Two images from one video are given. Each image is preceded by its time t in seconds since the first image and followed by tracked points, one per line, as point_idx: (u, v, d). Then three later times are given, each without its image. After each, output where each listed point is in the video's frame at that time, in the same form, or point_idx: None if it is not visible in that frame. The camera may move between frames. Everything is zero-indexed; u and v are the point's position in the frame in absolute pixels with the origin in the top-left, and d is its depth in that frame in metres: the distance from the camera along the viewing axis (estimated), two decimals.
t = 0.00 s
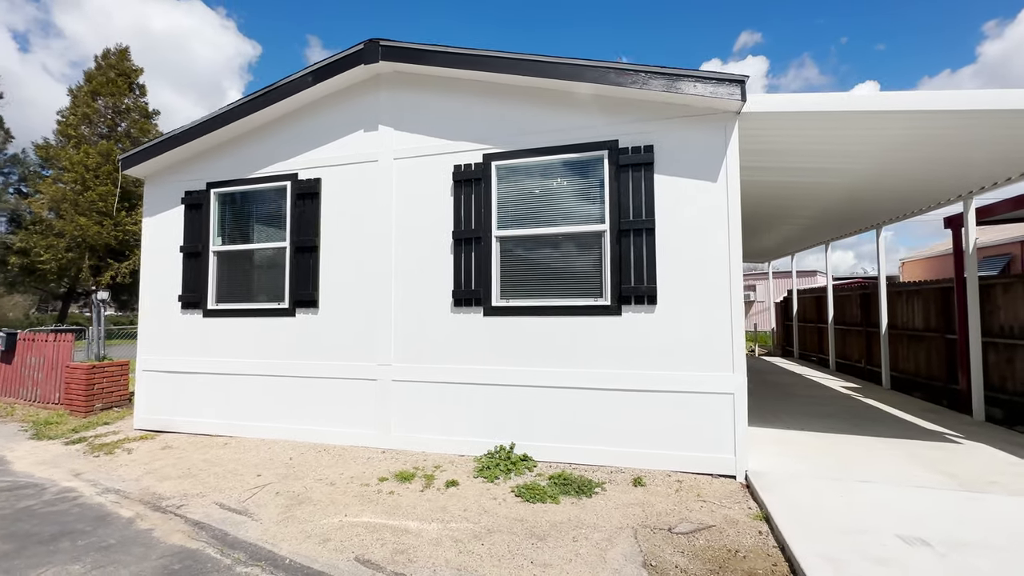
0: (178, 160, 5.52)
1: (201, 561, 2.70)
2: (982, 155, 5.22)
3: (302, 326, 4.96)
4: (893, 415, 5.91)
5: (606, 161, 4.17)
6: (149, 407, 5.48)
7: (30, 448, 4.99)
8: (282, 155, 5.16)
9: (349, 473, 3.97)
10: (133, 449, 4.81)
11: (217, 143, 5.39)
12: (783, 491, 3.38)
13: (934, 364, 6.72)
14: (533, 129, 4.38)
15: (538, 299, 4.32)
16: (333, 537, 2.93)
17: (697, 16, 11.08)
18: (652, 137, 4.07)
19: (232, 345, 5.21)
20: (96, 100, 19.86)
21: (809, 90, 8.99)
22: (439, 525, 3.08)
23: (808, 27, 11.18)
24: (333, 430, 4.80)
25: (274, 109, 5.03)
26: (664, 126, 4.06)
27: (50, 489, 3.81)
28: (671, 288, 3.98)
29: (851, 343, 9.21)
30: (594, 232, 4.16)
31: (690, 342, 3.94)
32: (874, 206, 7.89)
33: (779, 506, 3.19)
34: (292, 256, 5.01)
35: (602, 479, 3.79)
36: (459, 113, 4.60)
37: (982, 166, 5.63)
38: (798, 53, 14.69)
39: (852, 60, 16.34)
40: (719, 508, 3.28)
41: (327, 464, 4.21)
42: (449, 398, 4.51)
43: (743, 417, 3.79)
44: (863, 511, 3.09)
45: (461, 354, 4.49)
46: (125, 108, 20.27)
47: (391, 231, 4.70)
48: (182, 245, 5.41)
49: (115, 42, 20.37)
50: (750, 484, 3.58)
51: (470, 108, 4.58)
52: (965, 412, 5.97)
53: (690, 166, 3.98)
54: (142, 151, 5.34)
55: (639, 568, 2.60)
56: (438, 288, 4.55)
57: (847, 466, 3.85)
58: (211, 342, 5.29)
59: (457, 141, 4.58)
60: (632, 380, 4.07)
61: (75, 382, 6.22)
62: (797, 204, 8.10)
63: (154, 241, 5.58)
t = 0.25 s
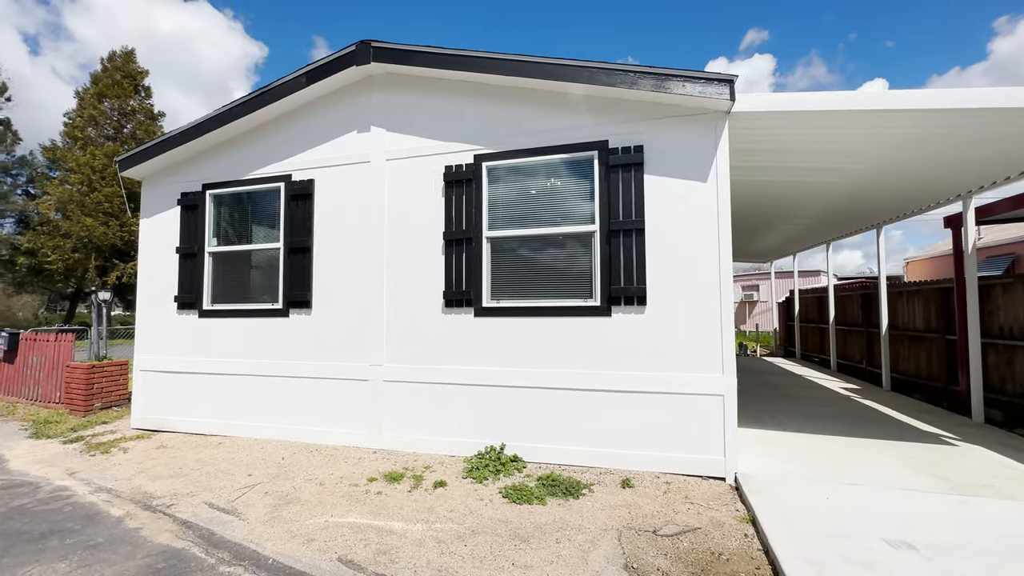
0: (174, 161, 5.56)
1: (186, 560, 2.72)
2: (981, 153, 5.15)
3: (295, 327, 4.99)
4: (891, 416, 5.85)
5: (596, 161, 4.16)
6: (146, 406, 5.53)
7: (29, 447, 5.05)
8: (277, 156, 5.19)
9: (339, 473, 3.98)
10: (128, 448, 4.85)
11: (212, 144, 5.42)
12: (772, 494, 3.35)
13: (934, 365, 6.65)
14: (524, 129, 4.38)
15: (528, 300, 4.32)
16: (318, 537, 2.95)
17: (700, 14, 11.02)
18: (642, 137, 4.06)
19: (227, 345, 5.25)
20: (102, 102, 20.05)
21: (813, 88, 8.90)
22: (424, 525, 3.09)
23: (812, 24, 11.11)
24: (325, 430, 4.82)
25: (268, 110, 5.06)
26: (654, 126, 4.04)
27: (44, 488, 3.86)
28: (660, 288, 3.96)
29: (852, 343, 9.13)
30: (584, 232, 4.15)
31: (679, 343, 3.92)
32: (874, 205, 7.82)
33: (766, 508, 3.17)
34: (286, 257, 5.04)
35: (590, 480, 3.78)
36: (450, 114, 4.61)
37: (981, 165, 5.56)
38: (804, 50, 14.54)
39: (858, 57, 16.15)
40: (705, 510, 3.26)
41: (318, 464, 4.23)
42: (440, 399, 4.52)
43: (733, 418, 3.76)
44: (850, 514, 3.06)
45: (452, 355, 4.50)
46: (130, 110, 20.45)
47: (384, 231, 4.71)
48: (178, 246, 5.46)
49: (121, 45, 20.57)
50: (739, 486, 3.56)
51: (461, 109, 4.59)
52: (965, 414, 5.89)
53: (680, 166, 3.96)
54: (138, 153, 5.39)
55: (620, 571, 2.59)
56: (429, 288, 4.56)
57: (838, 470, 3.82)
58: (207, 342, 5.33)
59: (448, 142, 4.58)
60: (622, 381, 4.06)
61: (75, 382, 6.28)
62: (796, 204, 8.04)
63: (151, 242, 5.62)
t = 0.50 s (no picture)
0: (171, 162, 5.61)
1: (168, 558, 2.73)
2: (985, 148, 5.03)
3: (289, 325, 5.00)
4: (894, 417, 5.74)
5: (586, 158, 4.12)
6: (144, 404, 5.57)
7: (28, 443, 5.11)
8: (271, 156, 5.21)
9: (328, 472, 3.98)
10: (124, 445, 4.90)
11: (207, 144, 5.45)
12: (762, 496, 3.29)
13: (939, 366, 6.52)
14: (514, 127, 4.35)
15: (519, 298, 4.29)
16: (300, 536, 2.94)
17: (704, 11, 10.91)
18: (633, 134, 4.01)
19: (222, 343, 5.27)
20: (111, 104, 20.31)
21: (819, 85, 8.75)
22: (408, 524, 3.07)
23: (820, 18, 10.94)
24: (318, 428, 4.82)
25: (262, 110, 5.08)
26: (645, 122, 3.99)
27: (38, 484, 3.90)
28: (651, 286, 3.92)
29: (857, 343, 8.98)
30: (574, 230, 4.11)
31: (671, 342, 3.87)
32: (879, 202, 7.68)
33: (755, 510, 3.11)
34: (280, 256, 5.05)
35: (579, 480, 3.75)
36: (442, 112, 4.60)
37: (987, 160, 5.43)
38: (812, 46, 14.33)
39: (869, 54, 15.88)
40: (694, 512, 3.22)
41: (310, 462, 4.24)
42: (431, 398, 4.50)
43: (725, 418, 3.71)
44: (841, 517, 3.00)
45: (443, 353, 4.48)
46: (139, 112, 20.70)
47: (376, 230, 4.70)
48: (175, 245, 5.50)
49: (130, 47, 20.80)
50: (730, 488, 3.51)
51: (452, 107, 4.57)
52: (970, 415, 5.77)
53: (671, 163, 3.91)
54: (135, 153, 5.44)
55: (601, 572, 2.55)
56: (421, 287, 4.54)
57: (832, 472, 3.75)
58: (202, 341, 5.36)
59: (439, 140, 4.57)
60: (613, 380, 4.02)
61: (76, 380, 6.36)
62: (799, 202, 7.92)
63: (149, 242, 5.68)
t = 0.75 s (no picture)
0: (170, 162, 5.64)
1: (153, 557, 2.72)
2: (992, 143, 4.89)
3: (285, 324, 5.00)
4: (899, 419, 5.61)
5: (580, 156, 4.07)
6: (143, 403, 5.61)
7: (28, 441, 5.16)
8: (267, 155, 5.21)
9: (320, 472, 3.97)
10: (122, 444, 4.93)
11: (205, 144, 5.48)
12: (757, 500, 3.22)
13: (947, 367, 6.37)
14: (508, 124, 4.31)
15: (512, 298, 4.25)
16: (286, 536, 2.92)
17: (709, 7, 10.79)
18: (627, 131, 3.96)
19: (219, 343, 5.29)
20: (120, 106, 20.54)
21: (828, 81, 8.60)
22: (395, 526, 3.04)
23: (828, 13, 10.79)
24: (313, 428, 4.82)
25: (258, 109, 5.09)
26: (639, 119, 3.93)
27: (34, 482, 3.93)
28: (645, 285, 3.86)
29: (864, 343, 8.82)
30: (568, 229, 4.07)
31: (665, 342, 3.81)
32: (885, 199, 7.53)
33: (748, 514, 3.05)
34: (275, 256, 5.06)
35: (571, 482, 3.70)
36: (436, 110, 4.57)
37: (995, 156, 5.29)
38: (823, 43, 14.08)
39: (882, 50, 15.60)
40: (686, 515, 3.15)
41: (303, 462, 4.23)
42: (425, 398, 4.47)
43: (720, 419, 3.64)
44: (835, 522, 2.92)
45: (436, 353, 4.45)
46: (148, 113, 20.94)
47: (370, 229, 4.69)
48: (173, 245, 5.52)
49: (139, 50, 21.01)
50: (724, 491, 3.44)
51: (446, 105, 4.54)
52: (978, 418, 5.63)
53: (666, 160, 3.85)
54: (134, 154, 5.48)
55: None
56: (414, 286, 4.52)
57: (831, 475, 3.66)
58: (200, 340, 5.38)
59: (433, 138, 4.54)
60: (607, 381, 3.96)
61: (78, 379, 6.42)
62: (803, 199, 7.79)
63: (148, 241, 5.71)
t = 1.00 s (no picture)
0: (171, 164, 5.69)
1: (141, 559, 2.73)
2: (1004, 140, 4.74)
3: (282, 326, 5.02)
4: (908, 423, 5.47)
5: (575, 156, 4.02)
6: (145, 403, 5.67)
7: (33, 441, 5.25)
8: (265, 157, 5.23)
9: (315, 473, 3.97)
10: (123, 444, 4.98)
11: (205, 147, 5.52)
12: (752, 507, 3.15)
13: (959, 370, 6.19)
14: (503, 125, 4.27)
15: (507, 300, 4.21)
16: (274, 540, 2.91)
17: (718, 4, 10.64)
18: (622, 130, 3.90)
19: (219, 344, 5.32)
20: (133, 110, 20.72)
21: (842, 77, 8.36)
22: (384, 530, 3.02)
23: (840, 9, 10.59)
24: (310, 429, 4.83)
25: (256, 112, 5.11)
26: (635, 118, 3.87)
27: (34, 481, 3.98)
28: (641, 287, 3.79)
29: (874, 345, 8.64)
30: (563, 230, 4.02)
31: (661, 345, 3.74)
32: (896, 198, 7.34)
33: (742, 522, 2.98)
34: (274, 257, 5.07)
35: (565, 487, 3.66)
36: (431, 111, 4.54)
37: (1009, 153, 5.13)
38: (838, 39, 13.75)
39: (899, 45, 15.20)
40: (679, 522, 3.09)
41: (298, 463, 4.24)
42: (420, 400, 4.45)
43: (716, 424, 3.57)
44: (832, 532, 2.84)
45: (432, 355, 4.43)
46: (160, 117, 21.14)
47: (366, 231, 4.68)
48: (174, 247, 5.57)
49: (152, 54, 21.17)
50: (720, 498, 3.36)
51: (441, 105, 4.51)
52: (990, 423, 5.46)
53: (662, 159, 3.78)
54: (135, 157, 5.54)
55: None
56: (410, 288, 4.50)
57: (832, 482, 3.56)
58: (200, 341, 5.42)
59: (428, 139, 4.52)
60: (602, 384, 3.90)
61: (84, 378, 6.51)
62: (811, 198, 7.63)
63: (150, 243, 5.77)
